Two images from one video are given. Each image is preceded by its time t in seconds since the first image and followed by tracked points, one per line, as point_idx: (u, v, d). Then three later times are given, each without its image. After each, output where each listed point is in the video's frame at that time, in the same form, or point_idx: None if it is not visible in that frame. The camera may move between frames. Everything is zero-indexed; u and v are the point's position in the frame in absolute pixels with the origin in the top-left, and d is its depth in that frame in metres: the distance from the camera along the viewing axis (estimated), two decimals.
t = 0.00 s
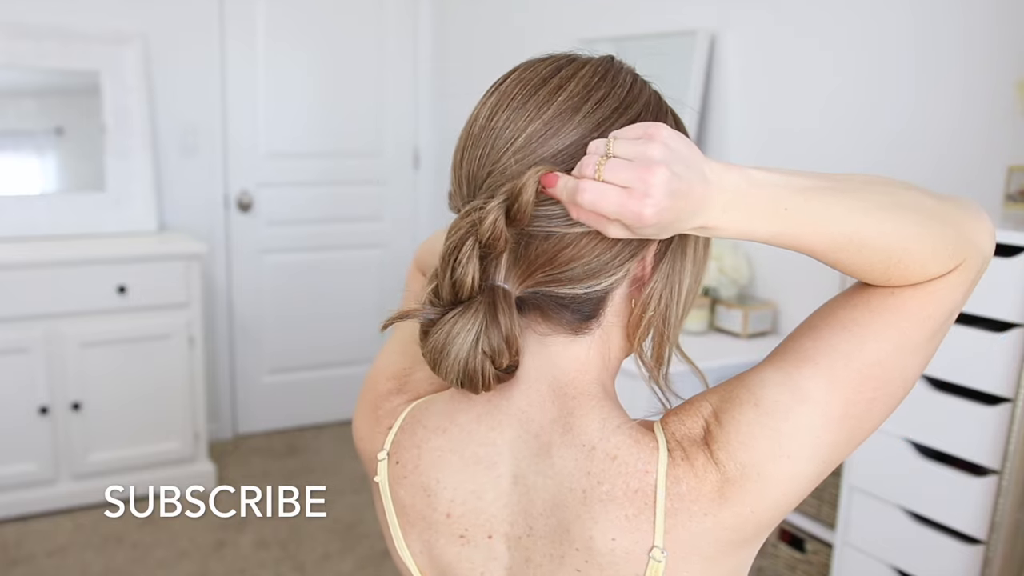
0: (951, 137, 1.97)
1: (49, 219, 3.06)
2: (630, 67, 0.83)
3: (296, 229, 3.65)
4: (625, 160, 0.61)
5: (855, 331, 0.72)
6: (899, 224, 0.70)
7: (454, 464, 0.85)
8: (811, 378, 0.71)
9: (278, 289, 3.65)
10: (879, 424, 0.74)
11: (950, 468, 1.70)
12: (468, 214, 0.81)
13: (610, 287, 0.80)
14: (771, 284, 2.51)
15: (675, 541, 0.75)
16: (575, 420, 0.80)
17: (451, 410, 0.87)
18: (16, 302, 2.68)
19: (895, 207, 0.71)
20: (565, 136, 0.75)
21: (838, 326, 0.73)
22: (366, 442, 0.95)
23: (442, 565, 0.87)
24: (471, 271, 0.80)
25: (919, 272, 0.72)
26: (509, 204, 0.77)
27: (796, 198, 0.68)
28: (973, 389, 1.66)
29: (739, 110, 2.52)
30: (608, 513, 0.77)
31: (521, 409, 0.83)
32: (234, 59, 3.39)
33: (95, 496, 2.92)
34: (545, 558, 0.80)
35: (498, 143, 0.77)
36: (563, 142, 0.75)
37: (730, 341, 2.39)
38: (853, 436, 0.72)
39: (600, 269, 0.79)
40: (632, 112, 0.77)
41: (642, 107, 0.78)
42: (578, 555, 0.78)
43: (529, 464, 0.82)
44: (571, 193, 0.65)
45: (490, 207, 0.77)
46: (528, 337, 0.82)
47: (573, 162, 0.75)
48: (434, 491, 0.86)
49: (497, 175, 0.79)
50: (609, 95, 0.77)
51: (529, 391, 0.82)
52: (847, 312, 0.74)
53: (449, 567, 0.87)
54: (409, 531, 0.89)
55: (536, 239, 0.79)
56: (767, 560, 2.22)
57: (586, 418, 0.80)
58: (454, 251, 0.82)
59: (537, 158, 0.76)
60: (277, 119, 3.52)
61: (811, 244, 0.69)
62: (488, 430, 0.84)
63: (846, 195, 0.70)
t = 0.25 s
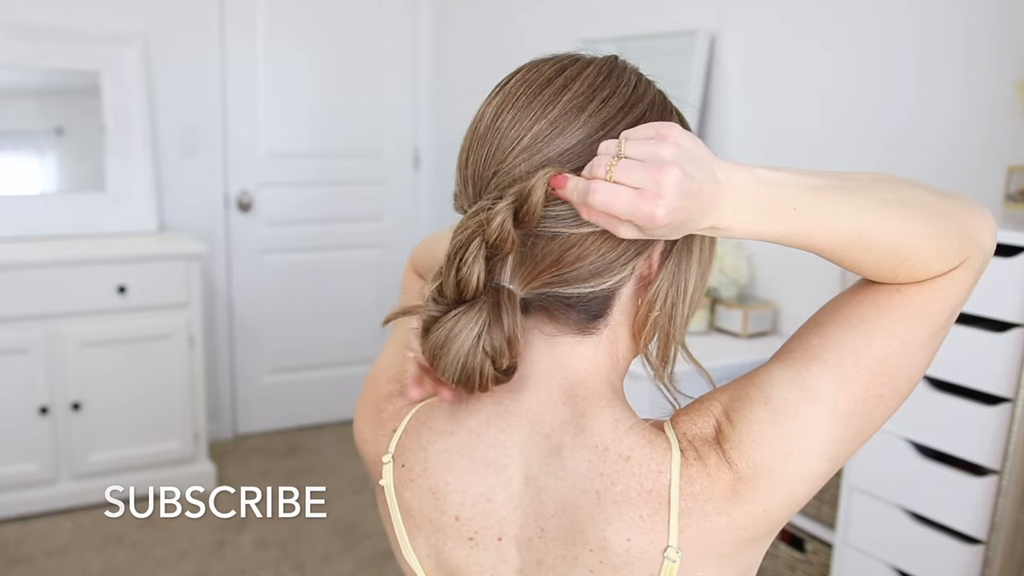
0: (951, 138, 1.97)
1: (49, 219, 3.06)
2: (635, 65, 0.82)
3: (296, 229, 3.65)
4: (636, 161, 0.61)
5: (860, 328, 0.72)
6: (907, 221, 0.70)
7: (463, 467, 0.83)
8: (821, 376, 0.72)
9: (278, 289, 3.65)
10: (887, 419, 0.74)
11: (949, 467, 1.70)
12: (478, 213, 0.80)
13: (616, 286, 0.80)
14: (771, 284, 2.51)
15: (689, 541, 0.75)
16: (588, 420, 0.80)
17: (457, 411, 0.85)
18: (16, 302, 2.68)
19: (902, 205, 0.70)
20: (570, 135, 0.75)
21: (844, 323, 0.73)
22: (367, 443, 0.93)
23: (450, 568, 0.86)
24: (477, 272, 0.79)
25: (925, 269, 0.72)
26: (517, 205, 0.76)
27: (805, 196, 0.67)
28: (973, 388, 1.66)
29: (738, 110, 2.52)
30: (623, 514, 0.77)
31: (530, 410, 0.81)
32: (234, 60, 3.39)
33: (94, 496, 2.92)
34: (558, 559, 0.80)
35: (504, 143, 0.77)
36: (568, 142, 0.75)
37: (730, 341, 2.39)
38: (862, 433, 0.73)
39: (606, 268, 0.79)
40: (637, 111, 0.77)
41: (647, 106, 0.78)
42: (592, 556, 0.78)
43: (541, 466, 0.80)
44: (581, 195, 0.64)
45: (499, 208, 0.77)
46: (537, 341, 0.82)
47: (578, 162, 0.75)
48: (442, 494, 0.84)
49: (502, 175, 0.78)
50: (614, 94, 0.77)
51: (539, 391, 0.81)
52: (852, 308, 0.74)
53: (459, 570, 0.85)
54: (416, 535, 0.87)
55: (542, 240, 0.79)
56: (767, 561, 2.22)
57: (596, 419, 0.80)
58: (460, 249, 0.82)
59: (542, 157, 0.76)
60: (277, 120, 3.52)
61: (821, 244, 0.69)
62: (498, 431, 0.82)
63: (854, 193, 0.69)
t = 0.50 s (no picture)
0: (951, 138, 1.97)
1: (49, 219, 3.06)
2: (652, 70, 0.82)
3: (296, 229, 3.65)
4: (644, 163, 0.61)
5: (864, 325, 0.74)
6: (910, 218, 0.71)
7: (469, 469, 0.83)
8: (826, 375, 0.73)
9: (278, 289, 3.65)
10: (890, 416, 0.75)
11: (949, 468, 1.70)
12: (485, 207, 0.80)
13: (623, 285, 0.80)
14: (770, 284, 2.51)
15: (699, 541, 0.75)
16: (596, 421, 0.80)
17: (463, 412, 0.84)
18: (16, 302, 2.68)
19: (905, 202, 0.71)
20: (581, 133, 0.75)
21: (847, 321, 0.74)
22: (366, 446, 0.92)
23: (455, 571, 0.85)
24: (483, 267, 0.79)
25: (927, 265, 0.73)
26: (522, 203, 0.76)
27: (810, 196, 0.67)
28: (973, 388, 1.66)
29: (739, 110, 2.52)
30: (634, 514, 0.77)
31: (538, 411, 0.81)
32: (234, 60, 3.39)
33: (94, 496, 2.93)
34: (568, 560, 0.79)
35: (514, 140, 0.77)
36: (579, 139, 0.75)
37: (730, 341, 2.39)
38: (867, 430, 0.74)
39: (613, 266, 0.78)
40: (651, 113, 0.77)
41: (660, 108, 0.78)
42: (603, 557, 0.78)
43: (549, 467, 0.80)
44: (589, 195, 0.64)
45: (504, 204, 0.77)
46: (545, 339, 0.81)
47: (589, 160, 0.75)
48: (449, 496, 0.84)
49: (511, 172, 0.77)
50: (627, 95, 0.77)
51: (546, 392, 0.81)
52: (854, 306, 0.75)
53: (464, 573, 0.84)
54: (421, 537, 0.86)
55: (548, 237, 0.78)
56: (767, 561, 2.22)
57: (604, 420, 0.80)
58: (465, 242, 0.81)
59: (551, 153, 0.75)
60: (277, 120, 3.52)
61: (824, 243, 0.69)
62: (505, 433, 0.82)
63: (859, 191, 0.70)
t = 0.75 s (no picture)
0: (951, 138, 1.97)
1: (49, 219, 3.06)
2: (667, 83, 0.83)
3: (296, 229, 3.65)
4: (608, 127, 0.56)
5: (842, 306, 0.72)
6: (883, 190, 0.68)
7: (469, 470, 0.82)
8: (811, 361, 0.72)
9: (278, 289, 3.65)
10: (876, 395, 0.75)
11: (949, 468, 1.70)
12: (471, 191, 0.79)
13: (625, 282, 0.78)
14: (770, 284, 2.51)
15: (700, 537, 0.76)
16: (595, 421, 0.79)
17: (462, 413, 0.84)
18: (16, 302, 2.68)
19: (882, 174, 0.68)
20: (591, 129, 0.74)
21: (827, 304, 0.73)
22: (362, 450, 0.91)
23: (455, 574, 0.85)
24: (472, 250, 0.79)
25: (893, 241, 0.71)
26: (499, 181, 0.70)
27: (786, 169, 0.64)
28: (973, 388, 1.66)
29: (739, 110, 2.53)
30: (636, 512, 0.77)
31: (538, 411, 0.81)
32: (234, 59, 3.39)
33: (94, 496, 2.92)
34: (570, 560, 0.80)
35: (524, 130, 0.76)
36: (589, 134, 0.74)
37: (730, 341, 2.39)
38: (854, 412, 0.73)
39: (614, 262, 0.77)
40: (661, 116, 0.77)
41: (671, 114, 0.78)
42: (604, 556, 0.78)
43: (550, 468, 0.80)
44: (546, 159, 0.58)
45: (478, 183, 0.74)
46: (546, 337, 0.80)
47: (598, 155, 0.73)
48: (449, 498, 0.83)
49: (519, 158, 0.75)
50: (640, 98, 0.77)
51: (546, 390, 0.81)
52: (832, 288, 0.74)
53: None
54: (421, 540, 0.86)
55: (552, 228, 0.75)
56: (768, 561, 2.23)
57: (603, 418, 0.80)
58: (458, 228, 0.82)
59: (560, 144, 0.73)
60: (277, 120, 3.52)
61: (795, 213, 0.66)
62: (505, 434, 0.81)
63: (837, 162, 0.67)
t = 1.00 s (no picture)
0: (951, 138, 1.97)
1: (49, 219, 3.06)
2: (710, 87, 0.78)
3: (296, 229, 3.65)
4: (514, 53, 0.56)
5: (802, 289, 0.70)
6: (829, 140, 0.64)
7: (464, 469, 0.82)
8: (778, 351, 0.70)
9: (278, 289, 3.65)
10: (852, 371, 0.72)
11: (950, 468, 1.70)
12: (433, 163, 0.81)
13: (631, 284, 0.77)
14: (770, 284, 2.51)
15: (693, 540, 0.74)
16: (587, 422, 0.78)
17: (461, 412, 0.83)
18: (16, 301, 2.68)
19: (813, 119, 0.64)
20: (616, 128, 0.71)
21: (785, 288, 0.71)
22: (361, 451, 0.91)
23: None
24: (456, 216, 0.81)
25: (837, 202, 0.68)
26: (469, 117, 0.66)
27: (712, 109, 0.60)
28: (973, 388, 1.66)
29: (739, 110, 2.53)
30: (626, 516, 0.75)
31: (534, 411, 0.79)
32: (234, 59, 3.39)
33: (94, 496, 2.93)
34: (565, 562, 0.78)
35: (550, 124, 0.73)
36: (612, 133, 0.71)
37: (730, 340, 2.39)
38: (833, 396, 0.72)
39: (621, 265, 0.75)
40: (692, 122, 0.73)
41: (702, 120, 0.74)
42: (598, 558, 0.76)
43: (545, 468, 0.78)
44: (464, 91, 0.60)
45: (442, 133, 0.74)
46: (549, 335, 0.80)
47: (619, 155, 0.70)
48: (445, 498, 0.82)
49: (540, 153, 0.72)
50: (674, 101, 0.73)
51: (542, 390, 0.79)
52: (788, 271, 0.71)
53: None
54: (418, 541, 0.85)
55: (563, 226, 0.73)
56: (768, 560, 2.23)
57: (596, 419, 0.78)
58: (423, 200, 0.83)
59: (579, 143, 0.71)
60: (277, 120, 3.52)
61: (731, 162, 0.62)
62: (501, 433, 0.80)
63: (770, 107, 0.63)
